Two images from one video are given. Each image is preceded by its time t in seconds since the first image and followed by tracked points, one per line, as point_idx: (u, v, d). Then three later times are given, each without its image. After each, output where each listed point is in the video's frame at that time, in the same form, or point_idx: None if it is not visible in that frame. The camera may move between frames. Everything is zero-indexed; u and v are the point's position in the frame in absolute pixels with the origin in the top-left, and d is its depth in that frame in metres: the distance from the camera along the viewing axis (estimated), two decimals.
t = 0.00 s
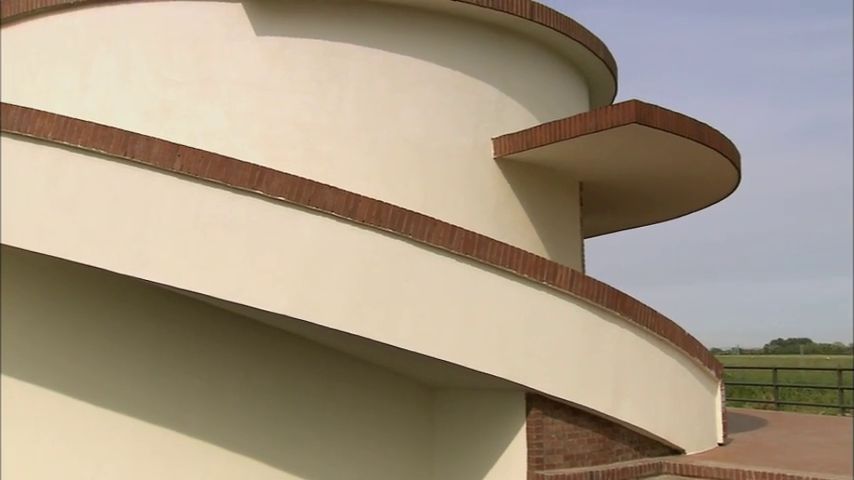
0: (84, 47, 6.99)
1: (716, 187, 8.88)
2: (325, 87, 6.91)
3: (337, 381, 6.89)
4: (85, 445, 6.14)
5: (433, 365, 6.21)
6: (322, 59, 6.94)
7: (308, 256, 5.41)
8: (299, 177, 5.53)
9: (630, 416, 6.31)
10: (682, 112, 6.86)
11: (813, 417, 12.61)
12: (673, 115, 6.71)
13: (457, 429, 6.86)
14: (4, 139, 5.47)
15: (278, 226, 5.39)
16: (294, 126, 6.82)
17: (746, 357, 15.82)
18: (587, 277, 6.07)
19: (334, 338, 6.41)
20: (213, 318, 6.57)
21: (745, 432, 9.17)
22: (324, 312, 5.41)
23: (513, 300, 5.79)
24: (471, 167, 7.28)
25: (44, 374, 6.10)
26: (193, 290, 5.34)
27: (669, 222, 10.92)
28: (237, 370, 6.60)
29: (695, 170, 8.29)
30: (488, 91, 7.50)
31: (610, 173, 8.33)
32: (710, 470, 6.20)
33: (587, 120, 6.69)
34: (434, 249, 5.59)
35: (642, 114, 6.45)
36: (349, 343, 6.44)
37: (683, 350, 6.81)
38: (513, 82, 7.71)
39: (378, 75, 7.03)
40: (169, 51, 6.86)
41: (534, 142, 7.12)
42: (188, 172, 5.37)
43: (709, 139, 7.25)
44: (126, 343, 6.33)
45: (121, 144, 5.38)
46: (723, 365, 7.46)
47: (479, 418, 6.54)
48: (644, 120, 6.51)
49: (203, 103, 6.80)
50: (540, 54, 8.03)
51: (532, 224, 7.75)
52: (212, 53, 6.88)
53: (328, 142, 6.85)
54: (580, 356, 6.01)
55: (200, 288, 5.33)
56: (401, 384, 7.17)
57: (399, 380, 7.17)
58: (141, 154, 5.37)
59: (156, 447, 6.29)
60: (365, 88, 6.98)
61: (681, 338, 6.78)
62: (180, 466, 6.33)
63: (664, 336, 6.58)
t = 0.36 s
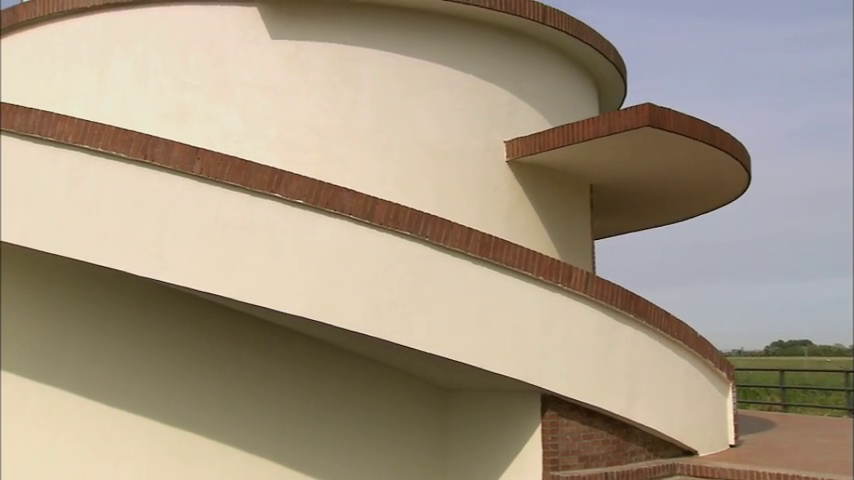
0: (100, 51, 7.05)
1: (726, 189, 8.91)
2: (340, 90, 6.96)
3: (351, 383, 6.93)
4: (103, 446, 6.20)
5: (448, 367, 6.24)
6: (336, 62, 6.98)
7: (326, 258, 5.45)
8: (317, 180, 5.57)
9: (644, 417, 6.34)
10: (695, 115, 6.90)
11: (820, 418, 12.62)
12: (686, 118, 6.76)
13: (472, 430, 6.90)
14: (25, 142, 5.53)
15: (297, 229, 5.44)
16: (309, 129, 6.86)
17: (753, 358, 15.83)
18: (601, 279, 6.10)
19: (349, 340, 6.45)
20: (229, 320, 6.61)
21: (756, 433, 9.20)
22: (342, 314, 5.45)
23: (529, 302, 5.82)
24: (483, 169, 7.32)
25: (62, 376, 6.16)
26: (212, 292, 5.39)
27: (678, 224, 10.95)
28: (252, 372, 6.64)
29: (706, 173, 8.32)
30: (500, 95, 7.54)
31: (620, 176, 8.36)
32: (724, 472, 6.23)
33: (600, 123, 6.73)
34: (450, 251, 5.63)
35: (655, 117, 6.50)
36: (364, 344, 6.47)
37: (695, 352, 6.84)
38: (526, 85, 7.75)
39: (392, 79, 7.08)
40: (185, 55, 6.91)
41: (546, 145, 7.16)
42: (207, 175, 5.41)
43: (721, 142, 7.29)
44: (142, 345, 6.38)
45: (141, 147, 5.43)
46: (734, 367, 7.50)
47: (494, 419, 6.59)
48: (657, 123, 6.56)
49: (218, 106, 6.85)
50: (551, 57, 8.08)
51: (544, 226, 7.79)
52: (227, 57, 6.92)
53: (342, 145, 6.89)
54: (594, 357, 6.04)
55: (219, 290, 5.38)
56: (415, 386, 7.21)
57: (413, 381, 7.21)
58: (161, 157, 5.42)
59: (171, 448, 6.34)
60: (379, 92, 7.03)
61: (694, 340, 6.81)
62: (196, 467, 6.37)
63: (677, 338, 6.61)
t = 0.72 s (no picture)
0: (115, 55, 7.11)
1: (736, 191, 8.95)
2: (354, 94, 7.00)
3: (365, 384, 6.96)
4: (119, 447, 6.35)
5: (464, 368, 6.27)
6: (350, 66, 7.02)
7: (344, 261, 5.49)
8: (334, 183, 5.61)
9: (658, 419, 6.38)
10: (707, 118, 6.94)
11: (826, 420, 12.64)
12: (699, 121, 6.80)
13: (486, 431, 6.95)
14: (45, 146, 5.60)
15: (315, 231, 5.48)
16: (324, 132, 6.91)
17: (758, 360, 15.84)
18: (615, 281, 6.14)
19: (364, 341, 6.49)
20: (243, 321, 6.65)
21: (766, 435, 9.22)
22: (360, 316, 5.49)
23: (544, 304, 5.86)
24: (496, 172, 7.36)
25: (78, 375, 6.39)
26: (231, 294, 5.43)
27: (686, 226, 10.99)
28: (266, 373, 6.68)
29: (716, 175, 8.36)
30: (513, 98, 7.58)
31: (631, 178, 8.40)
32: (738, 473, 6.27)
33: (613, 126, 6.77)
34: (467, 253, 5.67)
35: (669, 120, 6.54)
36: (379, 346, 6.50)
37: (708, 354, 6.87)
38: (537, 88, 7.79)
39: (406, 82, 7.12)
40: (200, 59, 6.97)
41: (559, 148, 7.20)
42: (226, 178, 5.45)
43: (733, 144, 7.33)
44: (157, 346, 6.49)
45: (160, 151, 5.48)
46: (745, 369, 7.53)
47: (509, 420, 6.63)
48: (670, 126, 6.60)
49: (234, 110, 6.89)
50: (563, 60, 8.11)
51: (556, 229, 7.83)
52: (242, 61, 6.97)
53: (357, 148, 6.94)
54: (609, 359, 6.08)
55: (238, 292, 5.42)
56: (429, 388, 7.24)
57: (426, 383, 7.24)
58: (181, 160, 5.47)
59: (187, 449, 6.43)
60: (393, 95, 7.07)
61: (706, 341, 6.85)
62: (212, 468, 6.43)
63: (690, 340, 6.65)
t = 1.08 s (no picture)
0: (130, 59, 7.17)
1: (745, 193, 8.98)
2: (368, 97, 7.05)
3: (379, 385, 6.98)
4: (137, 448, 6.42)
5: (479, 369, 6.31)
6: (364, 70, 7.07)
7: (361, 263, 5.53)
8: (352, 186, 5.65)
9: (672, 420, 6.41)
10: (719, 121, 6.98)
11: (832, 421, 12.65)
12: (711, 123, 6.84)
13: (500, 432, 7.00)
14: (65, 149, 5.65)
15: (333, 234, 5.52)
16: (338, 135, 6.96)
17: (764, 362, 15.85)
18: (629, 283, 6.19)
19: (379, 343, 6.52)
20: (257, 323, 6.68)
21: (775, 436, 9.24)
22: (378, 318, 5.53)
23: (559, 306, 5.90)
24: (509, 174, 7.40)
25: (94, 376, 6.47)
26: (250, 296, 5.48)
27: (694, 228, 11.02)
28: (281, 374, 6.70)
29: (726, 177, 8.40)
30: (525, 101, 7.63)
31: (642, 180, 8.44)
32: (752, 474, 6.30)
33: (626, 129, 6.81)
34: (483, 256, 5.71)
35: (682, 123, 6.59)
36: (394, 347, 6.54)
37: (720, 356, 6.90)
38: (549, 91, 7.83)
39: (420, 86, 7.16)
40: (216, 63, 7.02)
41: (572, 150, 7.25)
42: (244, 181, 5.49)
43: (744, 147, 7.37)
44: (173, 346, 6.54)
45: (179, 154, 5.52)
46: (756, 370, 7.56)
47: (524, 421, 6.68)
48: (683, 129, 6.64)
49: (249, 113, 6.94)
50: (574, 64, 8.16)
51: (567, 231, 7.87)
52: (257, 64, 7.01)
53: (371, 151, 6.98)
54: (623, 361, 6.12)
55: (257, 295, 5.47)
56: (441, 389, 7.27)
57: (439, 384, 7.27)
58: (200, 164, 5.50)
59: (203, 450, 6.47)
60: (407, 98, 7.12)
61: (718, 343, 6.88)
62: (228, 469, 6.48)
63: (703, 341, 6.68)
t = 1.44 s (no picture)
0: (146, 63, 7.21)
1: (754, 195, 9.02)
2: (382, 101, 7.09)
3: (393, 387, 7.02)
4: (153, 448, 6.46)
5: (494, 372, 6.34)
6: (379, 74, 7.11)
7: (379, 266, 5.58)
8: (369, 189, 5.70)
9: (685, 422, 6.45)
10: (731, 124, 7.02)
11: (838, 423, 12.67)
12: (723, 127, 6.88)
13: (514, 433, 7.04)
14: (85, 153, 5.70)
15: (351, 237, 5.56)
16: (353, 139, 7.00)
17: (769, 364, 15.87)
18: (644, 286, 6.22)
19: (393, 345, 6.56)
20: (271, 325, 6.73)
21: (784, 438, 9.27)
22: (395, 320, 5.57)
23: (575, 309, 5.94)
24: (521, 177, 7.44)
25: (110, 377, 6.52)
26: (269, 299, 5.52)
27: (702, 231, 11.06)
28: (296, 376, 6.74)
29: (736, 180, 8.44)
30: (537, 104, 7.67)
31: (652, 183, 8.48)
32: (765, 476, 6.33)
33: (639, 132, 6.85)
34: (499, 259, 5.75)
35: (695, 127, 6.63)
36: (408, 349, 6.58)
37: (732, 358, 6.93)
38: (561, 95, 7.88)
39: (433, 90, 7.21)
40: (231, 67, 7.06)
41: (584, 154, 7.29)
42: (263, 184, 5.53)
43: (755, 150, 7.41)
44: (187, 348, 6.59)
45: (198, 158, 5.56)
46: (767, 372, 7.59)
47: (538, 423, 6.73)
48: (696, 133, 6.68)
49: (264, 117, 6.99)
50: (585, 68, 8.20)
51: (579, 233, 7.91)
52: (272, 68, 7.06)
53: (385, 154, 7.03)
54: (638, 363, 6.16)
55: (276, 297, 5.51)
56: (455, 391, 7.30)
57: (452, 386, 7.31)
58: (218, 168, 5.55)
59: (219, 451, 6.51)
60: (421, 102, 7.16)
61: (730, 345, 6.91)
62: (244, 470, 6.52)
63: (715, 344, 6.71)
